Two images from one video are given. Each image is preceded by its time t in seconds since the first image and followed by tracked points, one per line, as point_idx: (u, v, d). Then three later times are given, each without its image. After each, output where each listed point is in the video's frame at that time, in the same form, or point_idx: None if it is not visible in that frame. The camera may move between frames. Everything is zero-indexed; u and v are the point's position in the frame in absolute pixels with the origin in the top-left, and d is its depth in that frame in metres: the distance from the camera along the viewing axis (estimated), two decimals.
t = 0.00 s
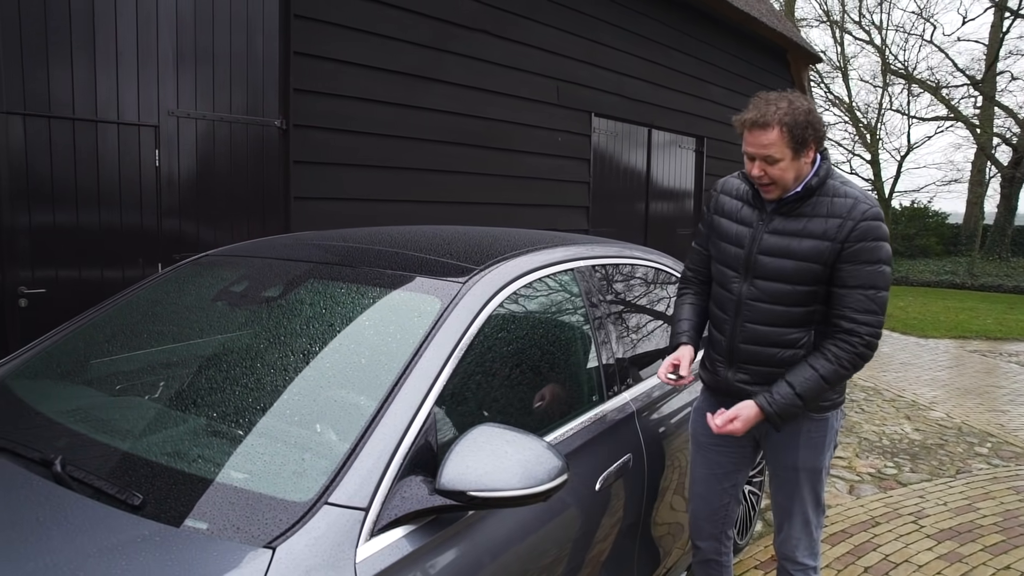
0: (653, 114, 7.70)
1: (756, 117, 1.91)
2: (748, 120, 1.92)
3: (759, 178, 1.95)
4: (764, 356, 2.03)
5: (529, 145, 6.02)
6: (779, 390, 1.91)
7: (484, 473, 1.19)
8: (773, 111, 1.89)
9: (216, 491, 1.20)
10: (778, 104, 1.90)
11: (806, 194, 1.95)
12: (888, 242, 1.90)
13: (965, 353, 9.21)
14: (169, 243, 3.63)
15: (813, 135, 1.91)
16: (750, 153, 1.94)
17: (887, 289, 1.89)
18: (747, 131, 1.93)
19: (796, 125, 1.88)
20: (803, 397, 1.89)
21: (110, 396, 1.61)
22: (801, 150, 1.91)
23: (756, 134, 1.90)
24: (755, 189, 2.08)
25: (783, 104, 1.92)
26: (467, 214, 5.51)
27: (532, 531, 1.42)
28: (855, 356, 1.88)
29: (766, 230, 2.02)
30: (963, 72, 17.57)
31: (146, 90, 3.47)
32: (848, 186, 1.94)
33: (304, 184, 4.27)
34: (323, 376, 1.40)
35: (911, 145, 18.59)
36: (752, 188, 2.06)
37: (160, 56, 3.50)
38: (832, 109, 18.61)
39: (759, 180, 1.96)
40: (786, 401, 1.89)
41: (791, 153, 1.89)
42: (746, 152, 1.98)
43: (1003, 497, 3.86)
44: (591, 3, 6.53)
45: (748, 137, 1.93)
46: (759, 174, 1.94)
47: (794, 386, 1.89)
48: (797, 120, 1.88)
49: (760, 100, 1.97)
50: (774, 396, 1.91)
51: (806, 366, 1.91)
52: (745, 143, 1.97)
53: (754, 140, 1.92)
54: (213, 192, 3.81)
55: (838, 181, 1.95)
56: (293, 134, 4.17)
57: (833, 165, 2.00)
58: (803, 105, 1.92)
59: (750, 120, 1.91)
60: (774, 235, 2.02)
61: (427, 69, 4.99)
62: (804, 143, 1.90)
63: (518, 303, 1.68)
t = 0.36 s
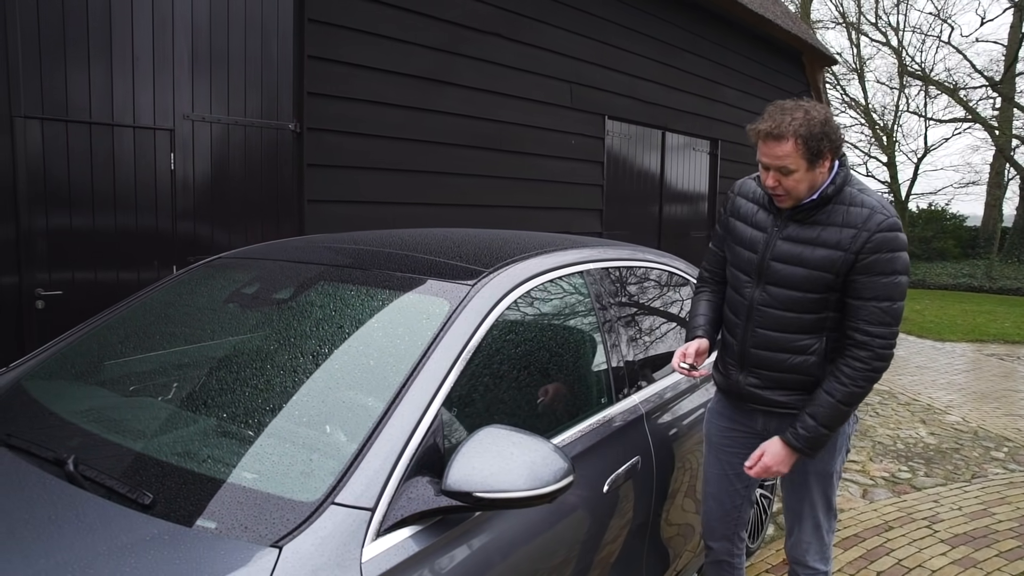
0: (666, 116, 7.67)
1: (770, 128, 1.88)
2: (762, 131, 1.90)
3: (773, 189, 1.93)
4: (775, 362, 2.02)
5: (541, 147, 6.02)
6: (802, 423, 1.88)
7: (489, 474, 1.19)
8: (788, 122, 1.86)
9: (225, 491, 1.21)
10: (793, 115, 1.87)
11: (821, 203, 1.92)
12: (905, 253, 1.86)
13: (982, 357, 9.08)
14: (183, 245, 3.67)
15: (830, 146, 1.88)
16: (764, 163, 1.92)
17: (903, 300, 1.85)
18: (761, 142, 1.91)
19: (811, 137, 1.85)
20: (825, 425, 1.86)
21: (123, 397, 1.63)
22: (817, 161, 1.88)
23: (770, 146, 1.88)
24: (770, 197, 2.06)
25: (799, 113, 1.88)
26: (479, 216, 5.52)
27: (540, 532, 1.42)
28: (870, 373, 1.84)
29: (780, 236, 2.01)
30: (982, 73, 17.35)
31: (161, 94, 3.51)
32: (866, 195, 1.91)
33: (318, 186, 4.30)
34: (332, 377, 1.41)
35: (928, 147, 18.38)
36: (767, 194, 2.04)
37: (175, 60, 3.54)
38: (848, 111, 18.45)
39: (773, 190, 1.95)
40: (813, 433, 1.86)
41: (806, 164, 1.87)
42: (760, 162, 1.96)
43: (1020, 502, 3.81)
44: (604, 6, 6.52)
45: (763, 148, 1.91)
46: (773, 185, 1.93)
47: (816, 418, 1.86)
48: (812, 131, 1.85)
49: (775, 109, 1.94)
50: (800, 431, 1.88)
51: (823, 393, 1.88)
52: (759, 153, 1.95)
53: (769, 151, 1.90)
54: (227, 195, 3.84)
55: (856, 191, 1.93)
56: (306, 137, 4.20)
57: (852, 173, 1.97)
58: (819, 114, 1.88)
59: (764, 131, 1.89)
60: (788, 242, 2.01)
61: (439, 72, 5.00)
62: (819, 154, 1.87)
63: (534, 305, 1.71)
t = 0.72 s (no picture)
0: (666, 118, 7.68)
1: (767, 130, 1.89)
2: (759, 134, 1.91)
3: (771, 191, 1.94)
4: (773, 363, 2.03)
5: (542, 149, 6.03)
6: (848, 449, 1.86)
7: (484, 473, 1.20)
8: (784, 125, 1.87)
9: (222, 490, 1.22)
10: (790, 117, 1.88)
11: (818, 205, 1.93)
12: (903, 254, 1.87)
13: (983, 359, 9.07)
14: (184, 247, 3.68)
15: (826, 147, 1.89)
16: (761, 166, 1.93)
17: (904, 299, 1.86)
18: (758, 145, 1.92)
19: (808, 139, 1.86)
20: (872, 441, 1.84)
21: (122, 398, 1.64)
22: (814, 163, 1.89)
23: (767, 148, 1.89)
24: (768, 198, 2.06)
25: (796, 115, 1.89)
26: (479, 218, 5.53)
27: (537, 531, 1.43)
28: (890, 375, 1.83)
29: (776, 238, 2.02)
30: (983, 75, 17.33)
31: (162, 97, 3.53)
32: (862, 197, 1.92)
33: (318, 188, 4.31)
34: (328, 377, 1.42)
35: (930, 149, 18.37)
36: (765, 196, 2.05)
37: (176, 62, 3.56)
38: (849, 112, 18.44)
39: (770, 192, 1.95)
40: (866, 455, 1.84)
41: (804, 166, 1.88)
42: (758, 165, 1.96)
43: (1019, 504, 3.81)
44: (604, 8, 6.53)
45: (760, 150, 1.92)
46: (771, 187, 1.93)
47: (860, 439, 1.84)
48: (808, 133, 1.86)
49: (771, 112, 1.95)
50: (849, 457, 1.86)
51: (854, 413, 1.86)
52: (757, 155, 1.95)
53: (766, 153, 1.90)
54: (227, 198, 3.85)
55: (852, 192, 1.93)
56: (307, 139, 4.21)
57: (849, 175, 1.97)
58: (815, 116, 1.89)
59: (761, 133, 1.90)
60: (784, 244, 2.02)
61: (440, 74, 5.01)
62: (816, 156, 1.88)
63: (535, 306, 1.74)
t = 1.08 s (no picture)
0: (667, 122, 7.68)
1: (764, 131, 1.89)
2: (756, 136, 1.91)
3: (768, 194, 1.94)
4: (768, 367, 2.03)
5: (543, 153, 6.04)
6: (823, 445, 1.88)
7: (480, 476, 1.20)
8: (781, 126, 1.88)
9: (219, 492, 1.22)
10: (786, 119, 1.89)
11: (815, 208, 1.93)
12: (898, 258, 1.86)
13: (985, 362, 9.06)
14: (185, 250, 3.70)
15: (823, 149, 1.89)
16: (758, 168, 1.93)
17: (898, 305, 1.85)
18: (755, 147, 1.92)
19: (805, 140, 1.86)
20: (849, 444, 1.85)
21: (122, 400, 1.65)
22: (811, 165, 1.89)
23: (764, 150, 1.89)
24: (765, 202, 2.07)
25: (792, 118, 1.90)
26: (480, 221, 5.54)
27: (534, 533, 1.43)
28: (875, 382, 1.83)
29: (772, 242, 2.02)
30: (984, 78, 17.32)
31: (163, 101, 3.55)
32: (859, 201, 1.92)
33: (319, 191, 4.32)
34: (325, 380, 1.43)
35: (931, 152, 18.36)
36: (762, 199, 2.06)
37: (177, 66, 3.58)
38: (851, 116, 18.44)
39: (767, 195, 1.96)
40: (838, 455, 1.86)
41: (800, 168, 1.88)
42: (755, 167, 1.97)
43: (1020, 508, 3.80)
44: (604, 12, 6.55)
45: (757, 153, 1.92)
46: (768, 189, 1.94)
47: (836, 440, 1.86)
48: (804, 135, 1.87)
49: (768, 114, 1.95)
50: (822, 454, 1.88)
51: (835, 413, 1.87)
52: (753, 157, 1.96)
53: (763, 156, 1.91)
54: (228, 201, 3.86)
55: (849, 197, 1.94)
56: (308, 143, 4.22)
57: (845, 179, 1.98)
58: (811, 119, 1.90)
59: (758, 135, 1.90)
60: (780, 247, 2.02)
61: (440, 78, 5.03)
62: (813, 158, 1.88)
63: (536, 309, 1.76)
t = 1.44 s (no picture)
0: (669, 123, 7.67)
1: (758, 129, 1.90)
2: (750, 134, 1.92)
3: (765, 192, 1.94)
4: (763, 367, 2.02)
5: (545, 154, 6.04)
6: (773, 422, 1.91)
7: (480, 478, 1.20)
8: (774, 124, 1.88)
9: (220, 494, 1.22)
10: (779, 116, 1.90)
11: (811, 206, 1.93)
12: (891, 258, 1.85)
13: (990, 363, 9.02)
14: (188, 252, 3.70)
15: (817, 145, 1.90)
16: (754, 166, 1.93)
17: (887, 306, 1.84)
18: (750, 145, 1.93)
19: (799, 137, 1.87)
20: (797, 428, 1.88)
21: (123, 402, 1.65)
22: (806, 162, 1.90)
23: (759, 148, 1.90)
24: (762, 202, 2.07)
25: (785, 115, 1.90)
26: (482, 223, 5.54)
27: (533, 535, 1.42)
28: (845, 379, 1.84)
29: (766, 242, 2.02)
30: (988, 78, 17.27)
31: (165, 104, 3.56)
32: (853, 201, 1.91)
33: (321, 193, 4.32)
34: (326, 382, 1.43)
35: (935, 152, 18.31)
36: (759, 199, 2.06)
37: (180, 69, 3.59)
38: (854, 116, 18.41)
39: (764, 192, 1.96)
40: (782, 433, 1.89)
41: (796, 165, 1.89)
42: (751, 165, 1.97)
43: None
44: (607, 13, 6.55)
45: (752, 151, 1.93)
46: (765, 187, 1.94)
47: (787, 419, 1.88)
48: (798, 132, 1.88)
49: (762, 113, 1.96)
50: (769, 430, 1.91)
51: (797, 396, 1.90)
52: (748, 156, 1.96)
53: (757, 153, 1.91)
54: (231, 203, 3.87)
55: (844, 197, 1.93)
56: (310, 145, 4.23)
57: (841, 179, 1.97)
58: (805, 116, 1.91)
59: (752, 133, 1.91)
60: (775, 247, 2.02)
61: (442, 80, 5.03)
62: (808, 154, 1.89)
63: (539, 311, 1.77)
